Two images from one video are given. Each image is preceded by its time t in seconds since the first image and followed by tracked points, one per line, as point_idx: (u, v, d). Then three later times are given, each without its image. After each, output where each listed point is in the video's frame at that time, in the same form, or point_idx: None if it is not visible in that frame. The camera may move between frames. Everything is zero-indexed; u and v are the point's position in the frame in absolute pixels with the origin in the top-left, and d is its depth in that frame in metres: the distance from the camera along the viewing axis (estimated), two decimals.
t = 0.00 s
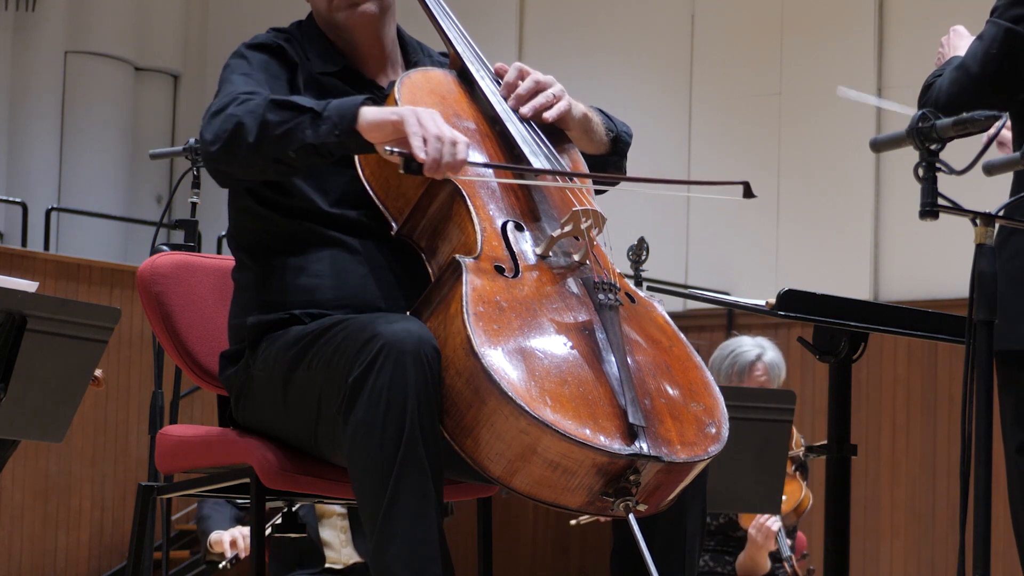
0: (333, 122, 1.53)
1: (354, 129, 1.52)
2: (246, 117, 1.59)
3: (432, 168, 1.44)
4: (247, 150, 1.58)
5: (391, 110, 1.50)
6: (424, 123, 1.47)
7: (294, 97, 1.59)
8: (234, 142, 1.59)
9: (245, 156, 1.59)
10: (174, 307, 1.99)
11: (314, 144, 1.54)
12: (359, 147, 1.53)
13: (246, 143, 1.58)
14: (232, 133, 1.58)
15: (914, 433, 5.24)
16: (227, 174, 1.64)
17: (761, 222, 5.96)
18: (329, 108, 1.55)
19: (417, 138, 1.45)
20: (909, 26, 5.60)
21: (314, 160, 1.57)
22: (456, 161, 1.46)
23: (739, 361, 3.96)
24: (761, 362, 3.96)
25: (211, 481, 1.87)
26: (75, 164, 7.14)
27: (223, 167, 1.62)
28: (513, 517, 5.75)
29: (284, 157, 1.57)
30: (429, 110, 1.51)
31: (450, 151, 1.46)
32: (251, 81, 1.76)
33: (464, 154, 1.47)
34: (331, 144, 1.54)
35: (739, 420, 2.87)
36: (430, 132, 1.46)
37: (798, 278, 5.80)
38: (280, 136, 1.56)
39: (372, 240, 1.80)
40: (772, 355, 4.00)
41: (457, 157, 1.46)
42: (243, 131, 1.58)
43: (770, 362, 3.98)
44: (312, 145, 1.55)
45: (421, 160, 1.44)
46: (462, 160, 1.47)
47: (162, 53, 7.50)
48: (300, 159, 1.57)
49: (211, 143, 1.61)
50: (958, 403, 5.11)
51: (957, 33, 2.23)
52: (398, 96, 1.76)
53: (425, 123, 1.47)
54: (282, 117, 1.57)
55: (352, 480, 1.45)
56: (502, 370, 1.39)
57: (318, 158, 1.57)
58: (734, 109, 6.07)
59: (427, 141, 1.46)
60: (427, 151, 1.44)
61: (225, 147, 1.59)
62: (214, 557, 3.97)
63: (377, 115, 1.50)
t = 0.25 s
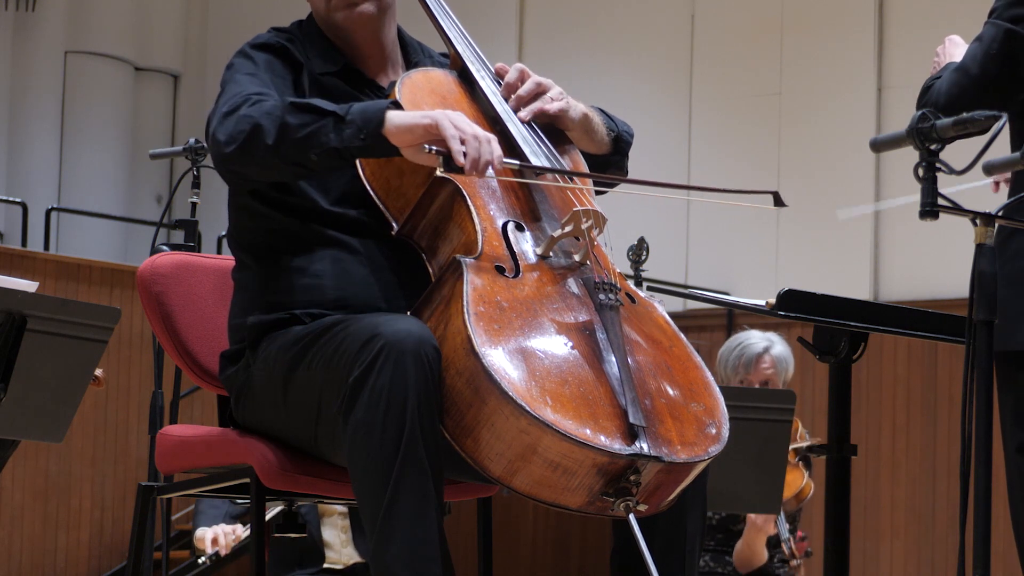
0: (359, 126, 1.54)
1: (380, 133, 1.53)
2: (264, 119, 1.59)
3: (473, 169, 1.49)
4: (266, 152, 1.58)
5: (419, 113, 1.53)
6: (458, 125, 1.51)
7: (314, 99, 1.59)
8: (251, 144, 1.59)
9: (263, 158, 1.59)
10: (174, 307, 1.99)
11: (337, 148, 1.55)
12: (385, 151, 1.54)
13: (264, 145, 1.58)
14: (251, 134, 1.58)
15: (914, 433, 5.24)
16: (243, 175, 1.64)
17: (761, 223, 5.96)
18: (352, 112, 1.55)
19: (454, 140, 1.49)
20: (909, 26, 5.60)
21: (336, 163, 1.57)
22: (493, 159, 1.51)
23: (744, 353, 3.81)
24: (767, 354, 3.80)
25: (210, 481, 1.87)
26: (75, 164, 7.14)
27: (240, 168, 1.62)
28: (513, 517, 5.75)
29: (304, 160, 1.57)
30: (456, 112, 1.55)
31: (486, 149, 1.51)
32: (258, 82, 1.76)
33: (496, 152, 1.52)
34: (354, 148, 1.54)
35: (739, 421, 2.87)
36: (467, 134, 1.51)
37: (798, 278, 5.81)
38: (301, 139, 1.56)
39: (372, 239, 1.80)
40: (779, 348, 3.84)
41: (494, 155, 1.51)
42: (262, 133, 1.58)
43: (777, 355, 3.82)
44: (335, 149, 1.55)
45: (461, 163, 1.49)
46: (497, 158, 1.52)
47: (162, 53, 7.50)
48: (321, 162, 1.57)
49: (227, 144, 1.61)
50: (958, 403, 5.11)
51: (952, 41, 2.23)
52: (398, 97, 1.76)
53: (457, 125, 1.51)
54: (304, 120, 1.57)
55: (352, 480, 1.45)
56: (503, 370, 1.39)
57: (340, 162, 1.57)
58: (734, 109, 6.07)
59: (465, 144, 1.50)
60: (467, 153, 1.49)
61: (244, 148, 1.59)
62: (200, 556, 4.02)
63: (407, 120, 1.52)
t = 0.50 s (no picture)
0: (337, 122, 1.54)
1: (358, 130, 1.53)
2: (246, 117, 1.59)
3: (449, 163, 1.49)
4: (248, 149, 1.59)
5: (396, 108, 1.52)
6: (433, 118, 1.50)
7: (296, 97, 1.60)
8: (234, 141, 1.60)
9: (245, 156, 1.60)
10: (174, 307, 1.99)
11: (316, 144, 1.56)
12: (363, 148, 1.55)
13: (246, 142, 1.59)
14: (233, 132, 1.58)
15: (914, 433, 5.24)
16: (225, 173, 1.65)
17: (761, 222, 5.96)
18: (331, 109, 1.56)
19: (431, 135, 1.48)
20: (909, 26, 5.60)
21: (315, 160, 1.58)
22: (471, 152, 1.51)
23: (743, 342, 3.81)
24: (765, 341, 3.79)
25: (210, 481, 1.87)
26: (75, 164, 7.14)
27: (222, 165, 1.62)
28: (513, 517, 5.75)
29: (285, 157, 1.58)
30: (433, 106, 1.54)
31: (463, 143, 1.50)
32: (252, 81, 1.76)
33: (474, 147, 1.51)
34: (332, 144, 1.55)
35: (738, 420, 2.87)
36: (443, 127, 1.50)
37: (797, 278, 5.81)
38: (281, 136, 1.57)
39: (372, 239, 1.80)
40: (778, 336, 3.82)
41: (471, 148, 1.51)
42: (243, 130, 1.59)
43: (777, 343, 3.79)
44: (315, 146, 1.56)
45: (436, 157, 1.48)
46: (475, 151, 1.51)
47: (162, 53, 7.50)
48: (302, 159, 1.58)
49: (210, 141, 1.62)
50: (957, 403, 5.11)
51: (949, 44, 2.22)
52: (398, 97, 1.76)
53: (432, 119, 1.50)
54: (284, 117, 1.58)
55: (352, 479, 1.45)
56: (503, 369, 1.39)
57: (320, 158, 1.58)
58: (734, 109, 6.07)
59: (441, 137, 1.50)
60: (444, 148, 1.49)
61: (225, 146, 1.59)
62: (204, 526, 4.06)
63: (383, 115, 1.52)
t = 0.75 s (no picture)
0: (301, 116, 1.58)
1: (321, 124, 1.57)
2: (217, 108, 1.64)
3: (406, 161, 1.47)
4: (218, 140, 1.63)
5: (360, 105, 1.53)
6: (394, 116, 1.49)
7: (266, 90, 1.64)
8: (205, 132, 1.64)
9: (215, 147, 1.64)
10: (174, 307, 1.99)
11: (281, 137, 1.60)
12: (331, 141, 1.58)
13: (217, 134, 1.63)
14: (204, 123, 1.63)
15: (914, 433, 5.24)
16: (199, 164, 1.69)
17: (761, 223, 5.96)
18: (297, 102, 1.59)
19: (388, 133, 1.47)
20: (909, 27, 5.60)
21: (282, 152, 1.62)
22: (431, 152, 1.48)
23: (739, 338, 3.80)
24: (762, 336, 3.80)
25: (210, 481, 1.87)
26: (75, 164, 7.14)
27: (194, 156, 1.67)
28: (513, 517, 5.75)
29: (253, 149, 1.63)
30: (399, 105, 1.53)
31: (422, 141, 1.48)
32: (240, 74, 1.77)
33: (435, 146, 1.49)
34: (296, 137, 1.58)
35: (738, 420, 2.87)
36: (402, 125, 1.48)
37: (797, 278, 5.81)
38: (249, 128, 1.61)
39: (372, 238, 1.80)
40: (774, 331, 3.84)
41: (431, 149, 1.48)
42: (214, 121, 1.63)
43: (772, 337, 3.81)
44: (280, 138, 1.60)
45: (393, 155, 1.46)
46: (435, 152, 1.48)
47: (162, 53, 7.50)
48: (269, 151, 1.62)
49: (184, 131, 1.66)
50: (958, 403, 5.11)
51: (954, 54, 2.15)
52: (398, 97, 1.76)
53: (393, 116, 1.49)
54: (252, 110, 1.62)
55: (352, 479, 1.45)
56: (503, 369, 1.39)
57: (287, 150, 1.62)
58: (735, 109, 6.07)
59: (400, 135, 1.48)
60: (402, 146, 1.47)
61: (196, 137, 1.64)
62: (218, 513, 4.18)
63: (344, 110, 1.54)
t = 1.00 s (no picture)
0: (250, 102, 1.61)
1: (269, 111, 1.59)
2: (180, 98, 1.69)
3: (346, 146, 1.44)
4: (178, 128, 1.68)
5: (312, 92, 1.52)
6: (338, 101, 1.48)
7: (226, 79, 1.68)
8: (167, 120, 1.69)
9: (176, 135, 1.69)
10: (174, 307, 1.99)
11: (233, 124, 1.63)
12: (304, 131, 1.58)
13: (178, 122, 1.68)
14: (166, 112, 1.68)
15: (914, 433, 5.24)
16: (168, 156, 1.74)
17: (762, 223, 5.96)
18: (250, 90, 1.62)
19: (329, 116, 1.45)
20: (909, 27, 5.60)
21: (237, 139, 1.65)
22: (373, 138, 1.45)
23: (735, 337, 3.80)
24: (758, 335, 3.80)
25: (210, 481, 1.87)
26: (75, 164, 7.13)
27: (159, 144, 1.72)
28: (513, 517, 5.75)
29: (209, 136, 1.66)
30: (348, 92, 1.51)
31: (365, 127, 1.45)
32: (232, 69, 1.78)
33: (380, 132, 1.46)
34: (246, 124, 1.61)
35: (738, 420, 2.87)
36: (343, 110, 1.46)
37: (797, 278, 5.81)
38: (205, 115, 1.65)
39: (372, 238, 1.80)
40: (770, 329, 3.84)
41: (373, 135, 1.45)
42: (176, 110, 1.68)
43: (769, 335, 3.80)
44: (232, 125, 1.63)
45: (332, 138, 1.44)
46: (378, 138, 1.45)
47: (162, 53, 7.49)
48: (224, 139, 1.65)
49: (152, 120, 1.72)
50: (958, 403, 5.11)
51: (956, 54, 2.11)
52: (399, 97, 1.76)
53: (339, 102, 1.48)
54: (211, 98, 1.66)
55: (352, 479, 1.45)
56: (503, 369, 1.39)
57: (242, 138, 1.65)
58: (735, 109, 6.07)
59: (341, 119, 1.46)
60: (341, 129, 1.44)
61: (159, 125, 1.69)
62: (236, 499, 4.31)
63: (292, 97, 1.55)
